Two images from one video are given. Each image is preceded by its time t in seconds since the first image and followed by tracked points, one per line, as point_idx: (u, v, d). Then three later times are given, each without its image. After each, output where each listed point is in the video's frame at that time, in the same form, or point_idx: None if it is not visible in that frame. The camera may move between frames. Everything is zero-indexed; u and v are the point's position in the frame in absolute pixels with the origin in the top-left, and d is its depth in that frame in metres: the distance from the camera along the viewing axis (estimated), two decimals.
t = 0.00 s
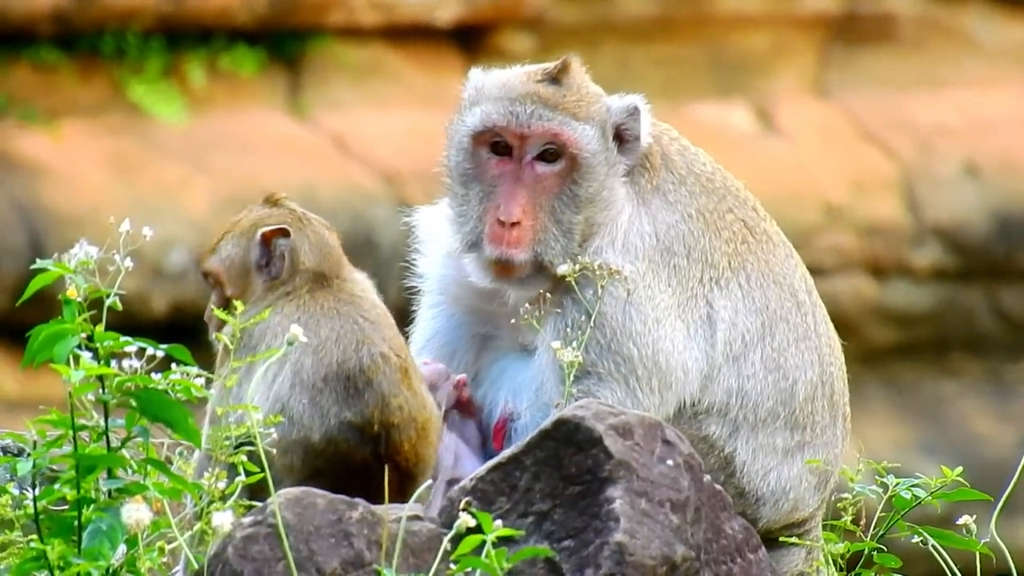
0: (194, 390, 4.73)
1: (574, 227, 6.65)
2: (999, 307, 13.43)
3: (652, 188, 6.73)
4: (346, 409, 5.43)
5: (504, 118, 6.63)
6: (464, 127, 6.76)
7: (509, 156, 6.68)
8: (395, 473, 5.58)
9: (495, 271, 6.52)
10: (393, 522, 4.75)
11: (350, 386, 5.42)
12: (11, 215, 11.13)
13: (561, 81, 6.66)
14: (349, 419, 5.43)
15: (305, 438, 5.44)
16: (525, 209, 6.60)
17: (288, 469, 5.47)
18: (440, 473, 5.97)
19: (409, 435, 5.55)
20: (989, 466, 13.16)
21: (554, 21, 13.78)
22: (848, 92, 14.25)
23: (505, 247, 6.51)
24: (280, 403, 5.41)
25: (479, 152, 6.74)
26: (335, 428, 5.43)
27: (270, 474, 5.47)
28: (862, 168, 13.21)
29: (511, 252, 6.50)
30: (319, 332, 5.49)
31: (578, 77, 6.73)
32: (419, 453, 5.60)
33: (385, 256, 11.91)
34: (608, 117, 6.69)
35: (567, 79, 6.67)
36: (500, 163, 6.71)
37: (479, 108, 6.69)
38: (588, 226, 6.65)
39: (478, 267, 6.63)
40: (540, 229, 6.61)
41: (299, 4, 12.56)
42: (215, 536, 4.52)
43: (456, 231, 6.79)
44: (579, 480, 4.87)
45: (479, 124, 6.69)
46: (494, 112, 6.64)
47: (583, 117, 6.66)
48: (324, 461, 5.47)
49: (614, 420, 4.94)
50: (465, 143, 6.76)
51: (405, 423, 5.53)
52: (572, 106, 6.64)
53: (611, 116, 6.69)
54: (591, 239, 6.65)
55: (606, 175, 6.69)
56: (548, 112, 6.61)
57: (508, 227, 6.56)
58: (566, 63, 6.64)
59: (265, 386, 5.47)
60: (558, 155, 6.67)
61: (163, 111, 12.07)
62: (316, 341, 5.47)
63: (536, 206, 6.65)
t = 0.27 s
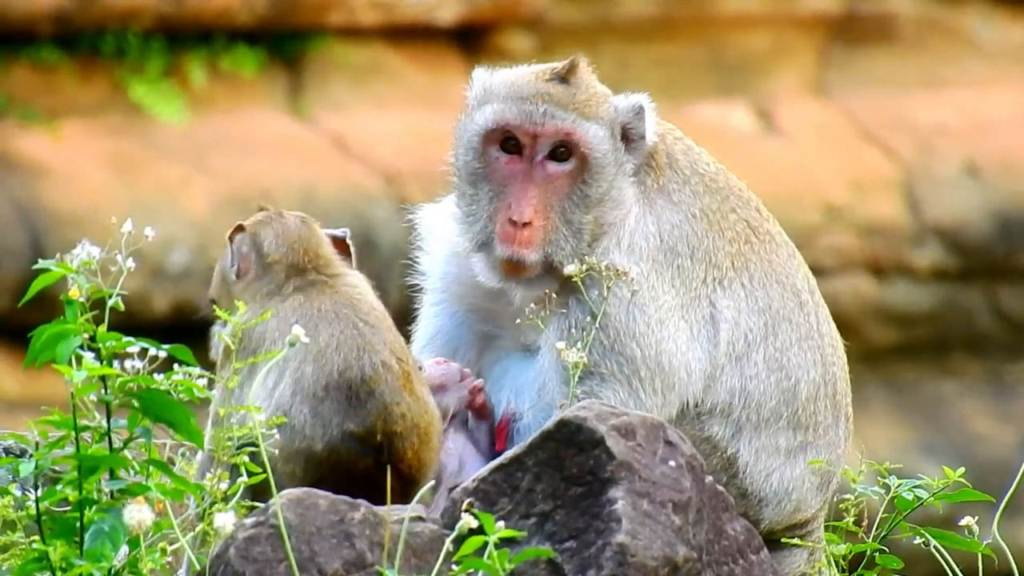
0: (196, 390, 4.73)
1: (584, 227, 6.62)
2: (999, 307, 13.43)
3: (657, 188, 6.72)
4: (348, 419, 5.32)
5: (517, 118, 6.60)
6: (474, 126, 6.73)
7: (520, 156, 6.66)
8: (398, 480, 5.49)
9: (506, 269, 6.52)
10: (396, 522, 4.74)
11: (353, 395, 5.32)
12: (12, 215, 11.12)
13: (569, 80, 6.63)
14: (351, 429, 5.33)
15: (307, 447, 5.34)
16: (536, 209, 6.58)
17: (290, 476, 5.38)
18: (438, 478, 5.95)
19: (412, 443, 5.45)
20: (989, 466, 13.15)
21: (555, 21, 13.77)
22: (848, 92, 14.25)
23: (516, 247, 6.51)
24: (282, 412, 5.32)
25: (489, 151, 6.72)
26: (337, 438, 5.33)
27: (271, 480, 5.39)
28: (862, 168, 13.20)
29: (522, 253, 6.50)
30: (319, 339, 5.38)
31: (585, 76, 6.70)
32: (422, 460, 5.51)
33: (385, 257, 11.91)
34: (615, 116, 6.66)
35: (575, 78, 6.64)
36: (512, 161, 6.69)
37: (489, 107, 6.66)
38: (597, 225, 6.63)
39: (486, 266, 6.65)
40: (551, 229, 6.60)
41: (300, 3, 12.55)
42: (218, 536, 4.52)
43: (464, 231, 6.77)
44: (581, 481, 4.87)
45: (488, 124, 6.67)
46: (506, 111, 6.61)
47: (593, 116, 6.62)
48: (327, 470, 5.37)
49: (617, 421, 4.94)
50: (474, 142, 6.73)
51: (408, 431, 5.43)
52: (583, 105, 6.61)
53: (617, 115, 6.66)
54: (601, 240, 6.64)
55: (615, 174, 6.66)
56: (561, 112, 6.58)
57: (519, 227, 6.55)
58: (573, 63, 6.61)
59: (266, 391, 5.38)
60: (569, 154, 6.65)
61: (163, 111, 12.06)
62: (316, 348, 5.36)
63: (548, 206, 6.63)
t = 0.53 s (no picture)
0: (196, 390, 4.73)
1: (587, 227, 6.61)
2: (999, 307, 13.43)
3: (658, 188, 6.71)
4: (349, 420, 5.31)
5: (524, 118, 6.56)
6: (478, 126, 6.69)
7: (525, 154, 6.62)
8: (398, 481, 5.46)
9: (511, 269, 6.49)
10: (395, 522, 4.74)
11: (354, 397, 5.30)
12: (11, 214, 11.13)
13: (574, 81, 6.61)
14: (351, 430, 5.31)
15: (307, 448, 5.33)
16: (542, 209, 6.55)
17: (290, 476, 5.37)
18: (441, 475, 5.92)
19: (413, 444, 5.44)
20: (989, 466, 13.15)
21: (555, 20, 13.79)
22: (848, 92, 14.25)
23: (522, 246, 6.47)
24: (283, 413, 5.30)
25: (493, 150, 6.68)
26: (338, 439, 5.31)
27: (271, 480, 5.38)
28: (862, 168, 13.20)
29: (527, 252, 6.46)
30: (321, 339, 5.36)
31: (589, 76, 6.70)
32: (423, 460, 5.50)
33: (385, 256, 11.91)
34: (618, 116, 6.66)
35: (579, 78, 6.62)
36: (516, 161, 6.65)
37: (494, 107, 6.63)
38: (600, 225, 6.62)
39: (491, 265, 6.62)
40: (555, 230, 6.58)
41: (299, 3, 12.56)
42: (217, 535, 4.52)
43: (468, 231, 6.74)
44: (581, 480, 4.87)
45: (493, 123, 6.63)
46: (513, 111, 6.57)
47: (598, 115, 6.60)
48: (328, 471, 5.36)
49: (616, 420, 4.94)
50: (478, 141, 6.69)
51: (409, 432, 5.42)
52: (589, 105, 6.59)
53: (621, 115, 6.65)
54: (604, 239, 6.62)
55: (619, 174, 6.66)
56: (567, 112, 6.55)
57: (524, 226, 6.52)
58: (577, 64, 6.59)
59: (267, 390, 5.37)
60: (573, 154, 6.63)
61: (163, 111, 12.06)
62: (318, 348, 5.34)
63: (552, 206, 6.60)
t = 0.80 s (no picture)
0: (196, 390, 4.73)
1: (590, 227, 6.60)
2: (999, 308, 13.42)
3: (657, 189, 6.71)
4: (349, 419, 5.30)
5: (527, 118, 6.54)
6: (480, 126, 6.68)
7: (529, 154, 6.60)
8: (398, 481, 5.46)
9: (514, 269, 6.47)
10: (395, 522, 4.74)
11: (354, 397, 5.30)
12: (11, 214, 11.12)
13: (575, 81, 6.61)
14: (351, 429, 5.31)
15: (307, 447, 5.32)
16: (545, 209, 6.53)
17: (290, 476, 5.37)
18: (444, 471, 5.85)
19: (413, 443, 5.44)
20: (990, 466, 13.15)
21: (555, 20, 13.79)
22: (848, 92, 14.25)
23: (524, 246, 6.46)
24: (282, 412, 5.29)
25: (495, 151, 6.66)
26: (337, 438, 5.31)
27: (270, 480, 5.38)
28: (863, 168, 13.20)
29: (531, 252, 6.45)
30: (321, 339, 5.36)
31: (589, 77, 6.69)
32: (423, 460, 5.50)
33: (385, 256, 11.91)
34: (619, 117, 6.65)
35: (580, 79, 6.62)
36: (518, 161, 6.63)
37: (496, 108, 6.62)
38: (603, 225, 6.60)
39: (493, 266, 6.61)
40: (558, 230, 6.56)
41: (299, 3, 12.55)
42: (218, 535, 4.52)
43: (470, 231, 6.72)
44: (581, 480, 4.87)
45: (495, 125, 6.62)
46: (517, 111, 6.56)
47: (600, 116, 6.60)
48: (328, 471, 5.35)
49: (617, 420, 4.94)
50: (480, 141, 6.68)
51: (409, 432, 5.41)
52: (591, 105, 6.59)
53: (621, 116, 6.64)
54: (605, 240, 6.61)
55: (620, 174, 6.65)
56: (570, 112, 6.54)
57: (529, 226, 6.50)
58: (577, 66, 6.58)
59: (266, 390, 5.37)
60: (576, 155, 6.61)
61: (163, 111, 12.05)
62: (318, 348, 5.34)
63: (555, 206, 6.58)
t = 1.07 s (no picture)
0: (197, 390, 4.73)
1: (595, 226, 6.58)
2: (1001, 308, 13.42)
3: (659, 188, 6.68)
4: (350, 419, 5.30)
5: (536, 112, 6.57)
6: (485, 124, 6.70)
7: (535, 153, 6.61)
8: (399, 481, 5.46)
9: (520, 267, 6.48)
10: (396, 522, 4.74)
11: (355, 397, 5.30)
12: (13, 215, 11.12)
13: (578, 80, 6.62)
14: (352, 429, 5.31)
15: (308, 447, 5.32)
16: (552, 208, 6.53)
17: (291, 476, 5.36)
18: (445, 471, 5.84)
19: (414, 443, 5.44)
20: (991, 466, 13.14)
21: (557, 20, 13.80)
22: (849, 93, 14.25)
23: (533, 245, 6.45)
24: (283, 412, 5.30)
25: (501, 149, 6.67)
26: (338, 439, 5.31)
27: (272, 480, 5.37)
28: (864, 168, 13.20)
29: (538, 250, 6.45)
30: (322, 339, 5.36)
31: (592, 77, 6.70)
32: (425, 460, 5.50)
33: (386, 257, 11.91)
34: (620, 117, 6.65)
35: (584, 78, 6.63)
36: (525, 159, 6.64)
37: (504, 105, 6.64)
38: (609, 224, 6.58)
39: (498, 264, 6.60)
40: (564, 229, 6.55)
41: (300, 3, 12.55)
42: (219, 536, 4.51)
43: (475, 229, 6.70)
44: (582, 480, 4.88)
45: (500, 123, 6.65)
46: (524, 106, 6.58)
47: (604, 115, 6.60)
48: (329, 471, 5.35)
49: (617, 420, 4.94)
50: (486, 140, 6.69)
51: (410, 432, 5.42)
52: (596, 104, 6.60)
53: (623, 115, 6.64)
54: (610, 240, 6.60)
55: (625, 172, 6.63)
56: (576, 110, 6.56)
57: (536, 225, 6.50)
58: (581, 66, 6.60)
59: (268, 390, 5.36)
60: (581, 153, 6.61)
61: (164, 112, 12.06)
62: (319, 348, 5.33)
63: (561, 205, 6.57)
